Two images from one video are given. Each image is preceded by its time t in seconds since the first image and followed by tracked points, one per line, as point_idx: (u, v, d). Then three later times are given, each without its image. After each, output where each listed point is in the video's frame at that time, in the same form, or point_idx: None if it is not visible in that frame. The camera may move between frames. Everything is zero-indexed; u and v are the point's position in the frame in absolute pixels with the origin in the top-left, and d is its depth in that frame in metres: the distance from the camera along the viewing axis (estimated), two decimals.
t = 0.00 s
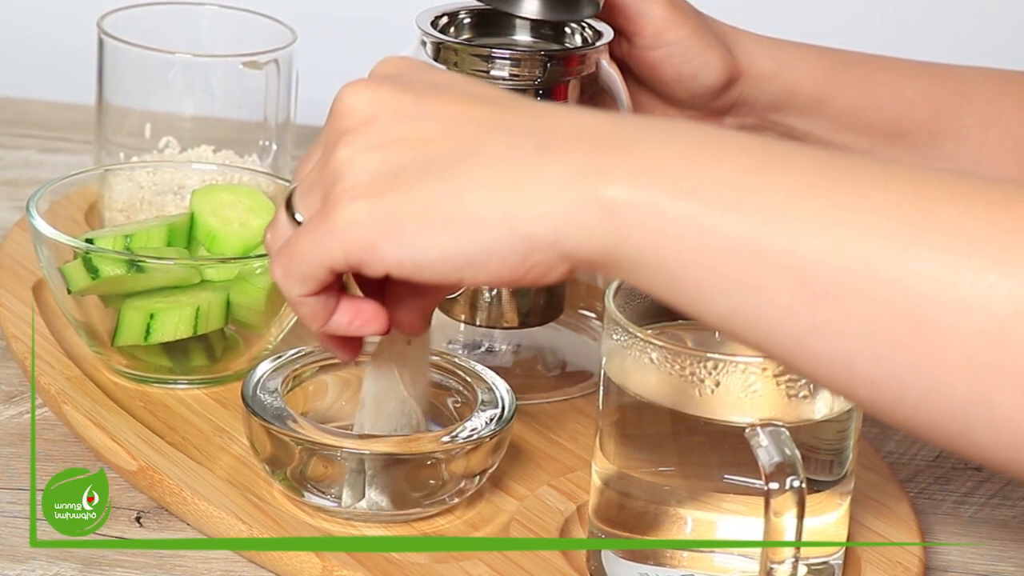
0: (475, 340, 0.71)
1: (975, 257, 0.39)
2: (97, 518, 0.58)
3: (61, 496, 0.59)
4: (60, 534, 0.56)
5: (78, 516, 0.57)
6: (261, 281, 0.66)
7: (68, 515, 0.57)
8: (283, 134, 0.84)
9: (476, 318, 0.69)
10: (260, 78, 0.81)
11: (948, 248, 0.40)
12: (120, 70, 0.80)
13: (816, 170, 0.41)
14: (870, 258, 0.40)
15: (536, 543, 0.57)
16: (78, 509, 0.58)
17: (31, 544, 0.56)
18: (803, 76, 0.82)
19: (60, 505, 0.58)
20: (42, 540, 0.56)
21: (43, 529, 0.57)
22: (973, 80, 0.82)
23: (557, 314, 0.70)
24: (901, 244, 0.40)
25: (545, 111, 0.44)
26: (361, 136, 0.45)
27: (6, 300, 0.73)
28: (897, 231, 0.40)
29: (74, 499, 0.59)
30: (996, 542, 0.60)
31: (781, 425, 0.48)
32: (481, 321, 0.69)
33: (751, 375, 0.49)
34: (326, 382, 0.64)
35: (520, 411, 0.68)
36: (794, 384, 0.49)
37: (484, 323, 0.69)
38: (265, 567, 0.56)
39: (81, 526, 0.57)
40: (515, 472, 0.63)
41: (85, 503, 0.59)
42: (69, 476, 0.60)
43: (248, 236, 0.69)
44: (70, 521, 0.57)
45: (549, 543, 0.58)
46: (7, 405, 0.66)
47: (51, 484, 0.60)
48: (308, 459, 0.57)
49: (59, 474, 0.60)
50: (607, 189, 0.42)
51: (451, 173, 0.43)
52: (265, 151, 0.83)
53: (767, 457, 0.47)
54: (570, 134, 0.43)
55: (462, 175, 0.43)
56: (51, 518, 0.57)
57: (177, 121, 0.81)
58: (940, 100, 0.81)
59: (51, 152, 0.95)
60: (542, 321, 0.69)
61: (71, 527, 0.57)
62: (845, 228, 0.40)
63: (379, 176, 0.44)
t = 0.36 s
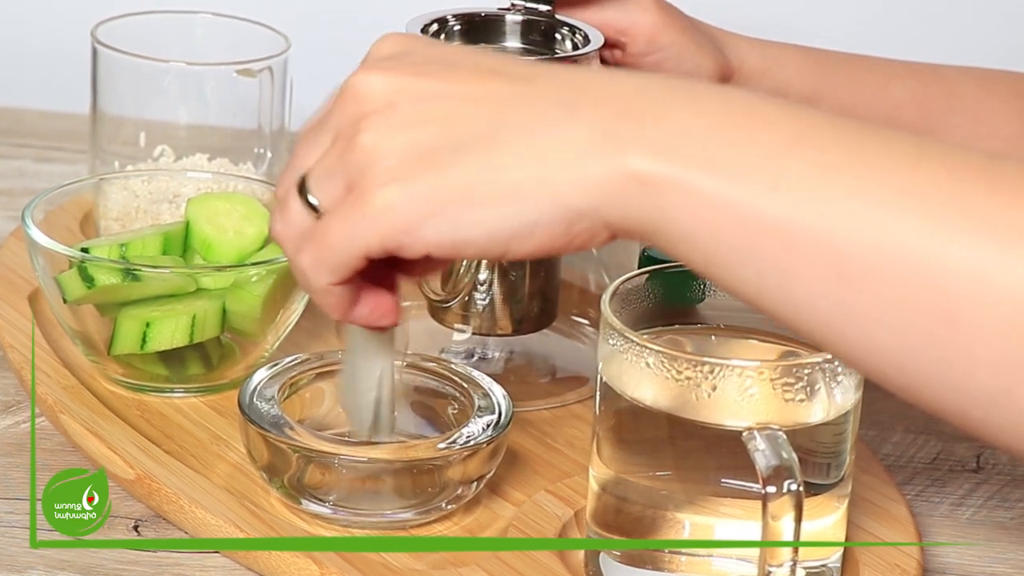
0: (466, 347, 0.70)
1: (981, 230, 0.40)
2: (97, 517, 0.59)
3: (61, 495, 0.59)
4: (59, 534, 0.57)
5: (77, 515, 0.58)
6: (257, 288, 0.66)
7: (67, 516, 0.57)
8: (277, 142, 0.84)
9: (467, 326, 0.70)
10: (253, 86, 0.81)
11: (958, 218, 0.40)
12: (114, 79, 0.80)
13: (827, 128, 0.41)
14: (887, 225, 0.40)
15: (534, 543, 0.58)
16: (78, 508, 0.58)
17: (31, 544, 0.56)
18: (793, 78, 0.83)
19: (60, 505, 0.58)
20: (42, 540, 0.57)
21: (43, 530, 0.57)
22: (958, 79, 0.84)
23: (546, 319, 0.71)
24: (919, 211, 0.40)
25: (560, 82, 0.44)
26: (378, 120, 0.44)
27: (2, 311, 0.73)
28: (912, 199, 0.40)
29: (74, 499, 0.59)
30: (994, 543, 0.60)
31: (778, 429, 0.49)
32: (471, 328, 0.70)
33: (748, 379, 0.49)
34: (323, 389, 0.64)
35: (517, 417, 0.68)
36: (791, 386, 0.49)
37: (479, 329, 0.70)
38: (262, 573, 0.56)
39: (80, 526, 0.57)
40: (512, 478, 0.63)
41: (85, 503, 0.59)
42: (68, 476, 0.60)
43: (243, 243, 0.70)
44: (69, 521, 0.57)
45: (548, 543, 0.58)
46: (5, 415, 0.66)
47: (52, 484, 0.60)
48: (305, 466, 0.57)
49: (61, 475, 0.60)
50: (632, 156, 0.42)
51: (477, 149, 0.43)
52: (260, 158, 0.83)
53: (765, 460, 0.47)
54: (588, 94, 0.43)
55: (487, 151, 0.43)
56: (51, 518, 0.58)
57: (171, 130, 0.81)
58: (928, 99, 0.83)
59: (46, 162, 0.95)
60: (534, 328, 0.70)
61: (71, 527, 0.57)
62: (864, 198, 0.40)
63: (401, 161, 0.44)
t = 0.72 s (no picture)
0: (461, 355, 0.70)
1: (989, 185, 0.42)
2: (98, 515, 0.60)
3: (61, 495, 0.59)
4: (59, 534, 0.58)
5: (78, 515, 0.59)
6: (253, 296, 0.66)
7: (67, 516, 0.58)
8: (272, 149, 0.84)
9: (465, 333, 0.70)
10: (248, 93, 0.81)
11: (971, 173, 0.42)
12: (108, 88, 0.80)
13: (841, 89, 0.43)
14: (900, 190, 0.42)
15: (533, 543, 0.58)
16: (78, 508, 0.59)
17: (31, 545, 0.57)
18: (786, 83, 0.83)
19: (60, 505, 0.59)
20: (42, 540, 0.57)
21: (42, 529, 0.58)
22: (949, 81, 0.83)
23: (541, 326, 0.71)
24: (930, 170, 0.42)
25: (576, 45, 0.44)
26: (408, 100, 0.44)
27: None
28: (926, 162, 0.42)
29: (75, 499, 0.59)
30: (992, 545, 0.60)
31: (775, 433, 0.48)
32: (469, 336, 0.70)
33: (744, 383, 0.49)
34: (320, 397, 0.63)
35: (514, 423, 0.68)
36: (788, 390, 0.49)
37: (474, 336, 0.70)
38: None
39: (81, 525, 0.58)
40: (510, 483, 0.63)
41: (85, 503, 0.59)
42: (68, 476, 0.60)
43: (238, 252, 0.70)
44: (70, 520, 0.58)
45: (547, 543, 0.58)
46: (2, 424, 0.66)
47: (52, 484, 0.60)
48: (302, 473, 0.57)
49: (61, 474, 0.60)
50: (661, 124, 0.43)
51: (521, 119, 0.43)
52: (254, 166, 0.84)
53: (762, 463, 0.47)
54: (617, 60, 0.44)
55: (527, 124, 0.43)
56: (51, 517, 0.58)
57: (166, 138, 0.81)
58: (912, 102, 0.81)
59: (40, 171, 0.95)
60: (531, 333, 0.70)
61: (71, 527, 0.58)
62: (879, 160, 0.42)
63: (439, 143, 0.44)
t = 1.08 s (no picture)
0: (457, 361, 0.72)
1: None
2: (98, 517, 0.59)
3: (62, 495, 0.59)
4: (59, 535, 0.58)
5: (78, 516, 0.59)
6: (249, 304, 0.66)
7: (68, 516, 0.58)
8: (267, 157, 0.84)
9: (458, 339, 0.68)
10: (242, 102, 0.81)
11: None
12: (102, 96, 0.80)
13: None
14: None
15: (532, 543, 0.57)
16: (78, 508, 0.59)
17: (31, 544, 0.57)
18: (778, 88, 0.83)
19: (60, 505, 0.58)
20: (43, 540, 0.58)
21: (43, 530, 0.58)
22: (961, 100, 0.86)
23: (534, 333, 0.70)
24: None
25: None
26: None
27: None
28: None
29: (75, 499, 0.59)
30: (989, 547, 0.60)
31: (772, 436, 0.48)
32: (462, 342, 0.68)
33: (741, 387, 0.49)
34: (316, 404, 0.64)
35: (511, 429, 0.68)
36: (784, 393, 0.49)
37: (470, 342, 0.68)
38: None
39: (81, 527, 0.58)
40: (507, 489, 0.63)
41: (85, 503, 0.59)
42: (70, 475, 0.60)
43: (234, 260, 0.70)
44: (71, 522, 0.58)
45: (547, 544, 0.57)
46: None
47: (52, 483, 0.60)
48: (300, 481, 0.57)
49: (62, 474, 0.60)
50: None
51: None
52: (249, 174, 0.83)
53: (759, 467, 0.47)
54: None
55: None
56: (51, 518, 0.58)
57: (160, 146, 0.81)
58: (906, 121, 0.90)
59: (36, 181, 0.95)
60: (526, 339, 0.69)
61: (71, 527, 0.58)
62: None
63: None
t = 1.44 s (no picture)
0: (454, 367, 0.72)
1: None
2: (98, 516, 0.60)
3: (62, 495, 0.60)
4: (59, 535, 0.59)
5: (78, 515, 0.59)
6: (244, 312, 0.66)
7: (68, 515, 0.59)
8: (262, 164, 0.84)
9: (454, 345, 0.68)
10: (236, 109, 0.81)
11: None
12: (97, 105, 0.79)
13: None
14: None
15: (532, 543, 0.58)
16: (78, 508, 0.60)
17: (31, 545, 0.59)
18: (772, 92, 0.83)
19: (60, 505, 0.59)
20: (43, 540, 0.59)
21: (44, 528, 0.60)
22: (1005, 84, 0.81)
23: (531, 339, 0.69)
24: None
25: None
26: None
27: None
28: None
29: (74, 499, 0.60)
30: (988, 550, 0.60)
31: (769, 440, 0.48)
32: (459, 348, 0.68)
33: (737, 391, 0.49)
34: (313, 411, 0.64)
35: (508, 434, 0.67)
36: (780, 397, 0.49)
37: (467, 348, 0.68)
38: None
39: (81, 526, 0.59)
40: (505, 495, 0.63)
41: (85, 504, 0.60)
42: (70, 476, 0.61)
43: (230, 268, 0.70)
44: (70, 522, 0.59)
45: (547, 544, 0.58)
46: None
47: (52, 484, 0.61)
48: (297, 488, 0.57)
49: (60, 474, 0.61)
50: None
51: None
52: (244, 182, 0.83)
53: (756, 471, 0.47)
54: None
55: None
56: (51, 517, 0.59)
57: (155, 155, 0.81)
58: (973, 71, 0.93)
59: (30, 191, 0.95)
60: (522, 344, 0.68)
61: (71, 527, 0.59)
62: None
63: None
